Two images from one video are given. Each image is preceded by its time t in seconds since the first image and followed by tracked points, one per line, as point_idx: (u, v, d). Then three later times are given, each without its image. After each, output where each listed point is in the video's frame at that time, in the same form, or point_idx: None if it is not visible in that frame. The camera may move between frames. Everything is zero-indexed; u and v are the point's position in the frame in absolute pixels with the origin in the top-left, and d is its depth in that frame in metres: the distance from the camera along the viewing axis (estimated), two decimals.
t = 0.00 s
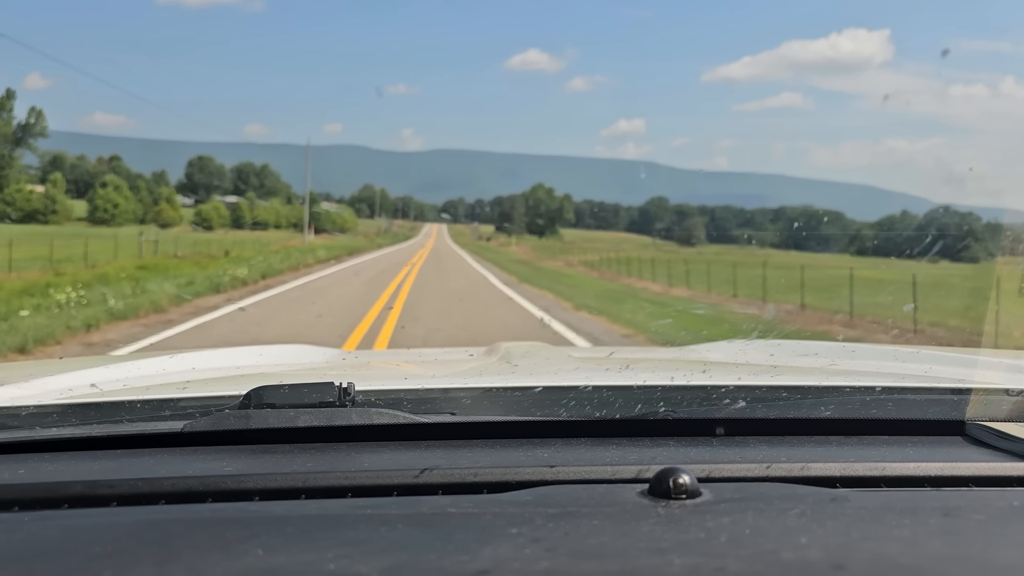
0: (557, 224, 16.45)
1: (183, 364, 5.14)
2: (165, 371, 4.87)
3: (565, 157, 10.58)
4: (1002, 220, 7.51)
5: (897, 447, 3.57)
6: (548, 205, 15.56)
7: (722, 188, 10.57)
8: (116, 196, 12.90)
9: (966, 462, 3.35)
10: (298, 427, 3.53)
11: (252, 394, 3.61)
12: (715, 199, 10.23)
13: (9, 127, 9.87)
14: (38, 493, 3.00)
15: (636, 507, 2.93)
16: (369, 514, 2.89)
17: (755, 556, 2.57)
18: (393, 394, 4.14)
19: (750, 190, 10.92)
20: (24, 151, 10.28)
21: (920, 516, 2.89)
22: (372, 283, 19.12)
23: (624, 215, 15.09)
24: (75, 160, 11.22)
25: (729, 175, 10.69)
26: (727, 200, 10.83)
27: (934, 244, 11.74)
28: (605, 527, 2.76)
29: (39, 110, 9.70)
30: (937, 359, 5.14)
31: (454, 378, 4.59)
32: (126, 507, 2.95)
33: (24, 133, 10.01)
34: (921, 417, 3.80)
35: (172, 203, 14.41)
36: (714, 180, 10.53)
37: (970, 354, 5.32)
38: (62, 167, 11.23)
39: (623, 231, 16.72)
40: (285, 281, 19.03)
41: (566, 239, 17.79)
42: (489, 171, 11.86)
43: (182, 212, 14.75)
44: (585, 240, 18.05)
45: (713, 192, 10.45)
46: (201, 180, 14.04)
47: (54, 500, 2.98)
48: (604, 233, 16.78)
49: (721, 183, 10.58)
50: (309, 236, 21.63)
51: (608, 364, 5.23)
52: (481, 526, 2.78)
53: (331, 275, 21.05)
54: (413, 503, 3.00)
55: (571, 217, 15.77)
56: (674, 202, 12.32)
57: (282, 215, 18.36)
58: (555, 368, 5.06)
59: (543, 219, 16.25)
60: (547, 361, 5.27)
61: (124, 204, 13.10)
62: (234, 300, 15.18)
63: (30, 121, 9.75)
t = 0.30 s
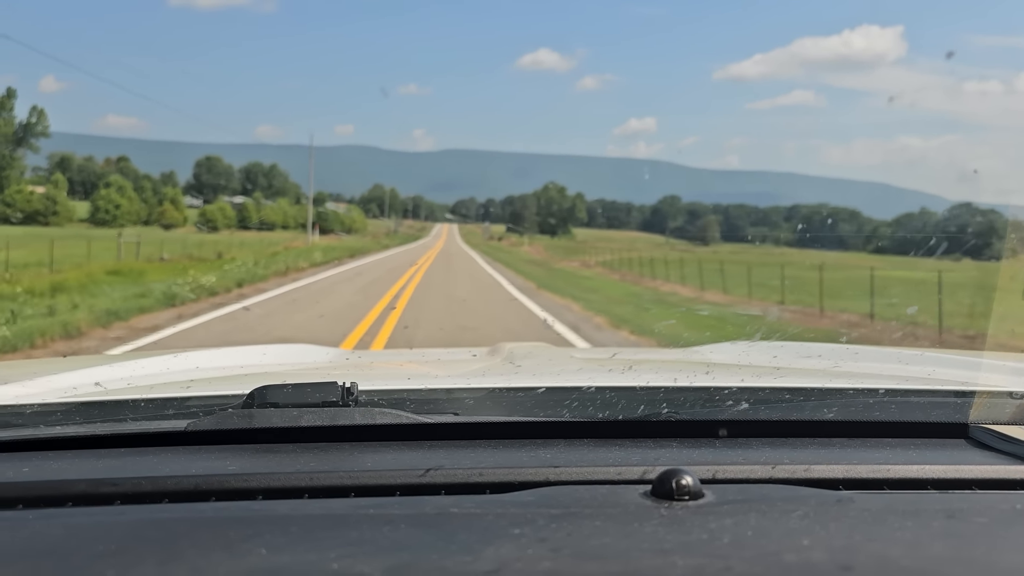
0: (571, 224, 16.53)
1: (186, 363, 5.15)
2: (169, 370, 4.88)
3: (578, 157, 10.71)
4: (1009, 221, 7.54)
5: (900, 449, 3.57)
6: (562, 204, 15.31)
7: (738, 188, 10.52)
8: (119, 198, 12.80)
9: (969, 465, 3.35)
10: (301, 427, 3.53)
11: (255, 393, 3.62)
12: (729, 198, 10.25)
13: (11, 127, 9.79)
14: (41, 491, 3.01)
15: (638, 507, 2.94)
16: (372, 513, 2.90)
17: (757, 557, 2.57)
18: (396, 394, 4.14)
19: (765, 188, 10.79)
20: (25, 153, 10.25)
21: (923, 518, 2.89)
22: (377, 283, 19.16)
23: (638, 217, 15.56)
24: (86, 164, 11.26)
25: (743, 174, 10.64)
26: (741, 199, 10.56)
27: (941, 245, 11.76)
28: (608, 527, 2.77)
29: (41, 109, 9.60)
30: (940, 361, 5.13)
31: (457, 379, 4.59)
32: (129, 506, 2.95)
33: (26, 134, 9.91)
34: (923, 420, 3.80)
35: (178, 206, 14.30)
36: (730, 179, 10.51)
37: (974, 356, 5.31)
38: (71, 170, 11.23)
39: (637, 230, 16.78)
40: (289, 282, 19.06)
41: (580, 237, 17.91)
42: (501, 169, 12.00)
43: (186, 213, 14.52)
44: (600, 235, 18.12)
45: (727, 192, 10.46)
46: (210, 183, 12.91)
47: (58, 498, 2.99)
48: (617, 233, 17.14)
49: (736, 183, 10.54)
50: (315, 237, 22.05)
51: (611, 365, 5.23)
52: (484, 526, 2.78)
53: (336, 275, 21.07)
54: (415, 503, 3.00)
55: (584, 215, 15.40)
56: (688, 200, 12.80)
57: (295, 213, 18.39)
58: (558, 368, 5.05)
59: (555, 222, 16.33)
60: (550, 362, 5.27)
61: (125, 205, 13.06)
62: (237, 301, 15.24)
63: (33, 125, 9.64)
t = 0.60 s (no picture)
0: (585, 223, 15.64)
1: (185, 363, 5.14)
2: (167, 371, 4.87)
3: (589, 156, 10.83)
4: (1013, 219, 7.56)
5: (900, 451, 3.55)
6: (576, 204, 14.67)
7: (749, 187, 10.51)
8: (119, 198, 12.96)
9: (969, 467, 3.34)
10: (299, 427, 3.53)
11: (253, 394, 3.61)
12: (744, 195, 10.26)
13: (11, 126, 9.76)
14: (39, 491, 3.01)
15: (637, 509, 2.93)
16: (370, 514, 2.89)
17: (756, 559, 2.56)
18: (395, 395, 4.13)
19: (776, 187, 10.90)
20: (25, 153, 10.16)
21: (923, 520, 2.88)
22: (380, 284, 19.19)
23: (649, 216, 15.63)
24: (94, 165, 11.55)
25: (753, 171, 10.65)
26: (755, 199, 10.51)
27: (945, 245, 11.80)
28: (606, 529, 2.76)
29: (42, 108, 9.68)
30: (941, 363, 5.11)
31: (455, 379, 4.58)
32: (127, 506, 2.95)
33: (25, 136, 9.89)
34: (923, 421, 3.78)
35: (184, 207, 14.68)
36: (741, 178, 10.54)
37: (974, 358, 5.30)
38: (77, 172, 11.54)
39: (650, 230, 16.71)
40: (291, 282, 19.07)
41: (594, 240, 18.23)
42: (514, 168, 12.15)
43: (193, 214, 14.77)
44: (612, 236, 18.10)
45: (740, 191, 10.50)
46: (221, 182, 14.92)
47: (55, 498, 2.98)
48: (633, 232, 17.05)
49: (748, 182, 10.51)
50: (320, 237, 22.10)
51: (610, 366, 5.22)
52: (482, 528, 2.77)
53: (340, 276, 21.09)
54: (413, 504, 2.99)
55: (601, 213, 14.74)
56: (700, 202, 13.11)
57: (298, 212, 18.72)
58: (558, 369, 5.04)
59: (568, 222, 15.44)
60: (549, 363, 5.25)
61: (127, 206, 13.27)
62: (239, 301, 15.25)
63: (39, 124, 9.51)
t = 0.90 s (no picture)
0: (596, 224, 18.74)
1: (187, 364, 5.15)
2: (169, 372, 4.88)
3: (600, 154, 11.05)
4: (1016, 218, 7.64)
5: (902, 449, 3.55)
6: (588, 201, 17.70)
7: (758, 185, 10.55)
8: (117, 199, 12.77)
9: (972, 465, 3.33)
10: (301, 428, 3.52)
11: (255, 395, 3.61)
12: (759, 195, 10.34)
13: (11, 126, 10.27)
14: (41, 492, 3.00)
15: (640, 508, 2.93)
16: (372, 515, 2.89)
17: (759, 558, 2.56)
18: (397, 395, 4.14)
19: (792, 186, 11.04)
20: (24, 154, 10.55)
21: (926, 519, 2.88)
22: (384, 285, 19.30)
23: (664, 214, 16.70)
24: (96, 165, 11.48)
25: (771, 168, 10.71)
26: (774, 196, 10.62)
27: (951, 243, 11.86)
28: (609, 529, 2.76)
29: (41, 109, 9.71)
30: (942, 362, 5.12)
31: (457, 380, 4.59)
32: (129, 507, 2.95)
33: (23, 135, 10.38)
34: (926, 420, 3.78)
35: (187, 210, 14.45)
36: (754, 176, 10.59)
37: (975, 356, 5.31)
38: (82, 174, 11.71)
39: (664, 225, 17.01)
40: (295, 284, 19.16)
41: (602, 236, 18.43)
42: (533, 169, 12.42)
43: (194, 215, 14.52)
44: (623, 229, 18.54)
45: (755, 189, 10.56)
46: (227, 183, 13.56)
47: (57, 500, 2.98)
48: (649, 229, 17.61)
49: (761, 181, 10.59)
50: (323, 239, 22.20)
51: (612, 366, 5.23)
52: (484, 527, 2.77)
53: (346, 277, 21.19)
54: (416, 504, 2.99)
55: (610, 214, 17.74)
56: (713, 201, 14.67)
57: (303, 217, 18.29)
58: (560, 369, 5.05)
59: (580, 222, 18.79)
60: (550, 363, 5.26)
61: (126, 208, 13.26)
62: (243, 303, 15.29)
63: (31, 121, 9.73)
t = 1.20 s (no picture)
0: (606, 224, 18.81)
1: (188, 366, 5.16)
2: (170, 373, 4.89)
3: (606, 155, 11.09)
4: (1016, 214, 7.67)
5: (901, 450, 3.56)
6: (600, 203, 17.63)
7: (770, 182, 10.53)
8: (116, 200, 12.28)
9: (971, 466, 3.34)
10: (302, 430, 3.53)
11: (256, 396, 3.61)
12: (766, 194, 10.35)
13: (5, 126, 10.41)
14: (44, 494, 3.01)
15: (640, 509, 2.94)
16: (373, 516, 2.90)
17: (758, 559, 2.57)
18: (397, 396, 4.15)
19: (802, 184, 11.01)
20: (23, 156, 11.02)
21: (925, 519, 2.89)
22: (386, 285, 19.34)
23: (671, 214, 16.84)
24: (99, 166, 11.36)
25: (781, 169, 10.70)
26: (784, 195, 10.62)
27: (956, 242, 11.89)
28: (609, 529, 2.77)
29: (38, 107, 9.76)
30: (941, 362, 5.13)
31: (457, 380, 4.60)
32: (131, 509, 2.96)
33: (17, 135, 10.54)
34: (925, 421, 3.79)
35: (188, 211, 14.28)
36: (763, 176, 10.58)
37: (974, 356, 5.32)
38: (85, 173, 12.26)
39: (673, 225, 17.09)
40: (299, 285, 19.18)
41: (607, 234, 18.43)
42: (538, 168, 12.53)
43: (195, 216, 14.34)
44: (632, 228, 18.48)
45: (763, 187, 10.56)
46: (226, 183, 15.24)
47: (60, 501, 2.99)
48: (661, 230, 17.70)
49: (770, 180, 10.50)
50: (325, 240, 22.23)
51: (612, 366, 5.24)
52: (485, 528, 2.78)
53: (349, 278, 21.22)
54: (417, 505, 3.00)
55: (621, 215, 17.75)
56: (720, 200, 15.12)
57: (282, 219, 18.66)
58: (560, 370, 5.06)
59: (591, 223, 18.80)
60: (551, 363, 5.27)
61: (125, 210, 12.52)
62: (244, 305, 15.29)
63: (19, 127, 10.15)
